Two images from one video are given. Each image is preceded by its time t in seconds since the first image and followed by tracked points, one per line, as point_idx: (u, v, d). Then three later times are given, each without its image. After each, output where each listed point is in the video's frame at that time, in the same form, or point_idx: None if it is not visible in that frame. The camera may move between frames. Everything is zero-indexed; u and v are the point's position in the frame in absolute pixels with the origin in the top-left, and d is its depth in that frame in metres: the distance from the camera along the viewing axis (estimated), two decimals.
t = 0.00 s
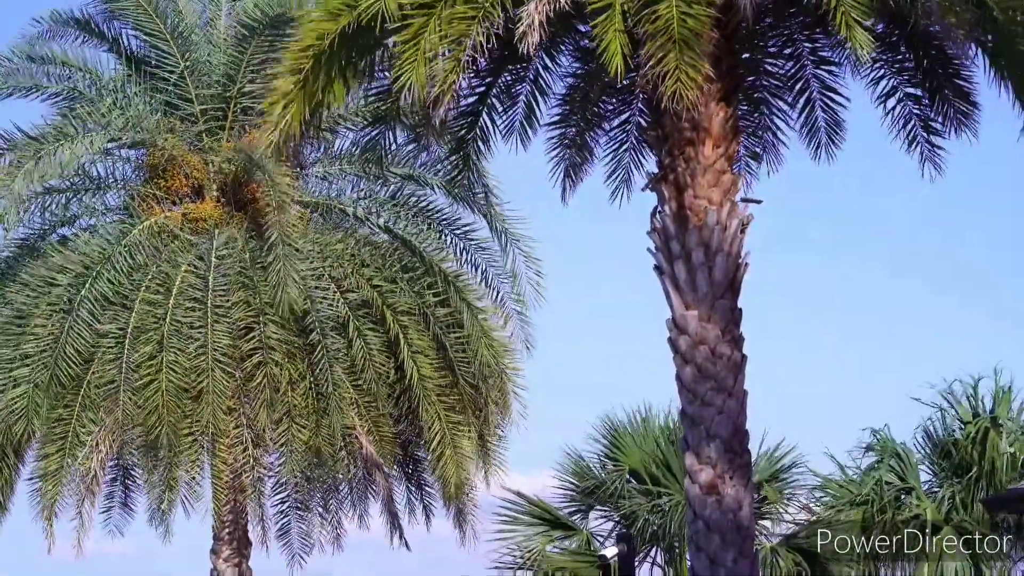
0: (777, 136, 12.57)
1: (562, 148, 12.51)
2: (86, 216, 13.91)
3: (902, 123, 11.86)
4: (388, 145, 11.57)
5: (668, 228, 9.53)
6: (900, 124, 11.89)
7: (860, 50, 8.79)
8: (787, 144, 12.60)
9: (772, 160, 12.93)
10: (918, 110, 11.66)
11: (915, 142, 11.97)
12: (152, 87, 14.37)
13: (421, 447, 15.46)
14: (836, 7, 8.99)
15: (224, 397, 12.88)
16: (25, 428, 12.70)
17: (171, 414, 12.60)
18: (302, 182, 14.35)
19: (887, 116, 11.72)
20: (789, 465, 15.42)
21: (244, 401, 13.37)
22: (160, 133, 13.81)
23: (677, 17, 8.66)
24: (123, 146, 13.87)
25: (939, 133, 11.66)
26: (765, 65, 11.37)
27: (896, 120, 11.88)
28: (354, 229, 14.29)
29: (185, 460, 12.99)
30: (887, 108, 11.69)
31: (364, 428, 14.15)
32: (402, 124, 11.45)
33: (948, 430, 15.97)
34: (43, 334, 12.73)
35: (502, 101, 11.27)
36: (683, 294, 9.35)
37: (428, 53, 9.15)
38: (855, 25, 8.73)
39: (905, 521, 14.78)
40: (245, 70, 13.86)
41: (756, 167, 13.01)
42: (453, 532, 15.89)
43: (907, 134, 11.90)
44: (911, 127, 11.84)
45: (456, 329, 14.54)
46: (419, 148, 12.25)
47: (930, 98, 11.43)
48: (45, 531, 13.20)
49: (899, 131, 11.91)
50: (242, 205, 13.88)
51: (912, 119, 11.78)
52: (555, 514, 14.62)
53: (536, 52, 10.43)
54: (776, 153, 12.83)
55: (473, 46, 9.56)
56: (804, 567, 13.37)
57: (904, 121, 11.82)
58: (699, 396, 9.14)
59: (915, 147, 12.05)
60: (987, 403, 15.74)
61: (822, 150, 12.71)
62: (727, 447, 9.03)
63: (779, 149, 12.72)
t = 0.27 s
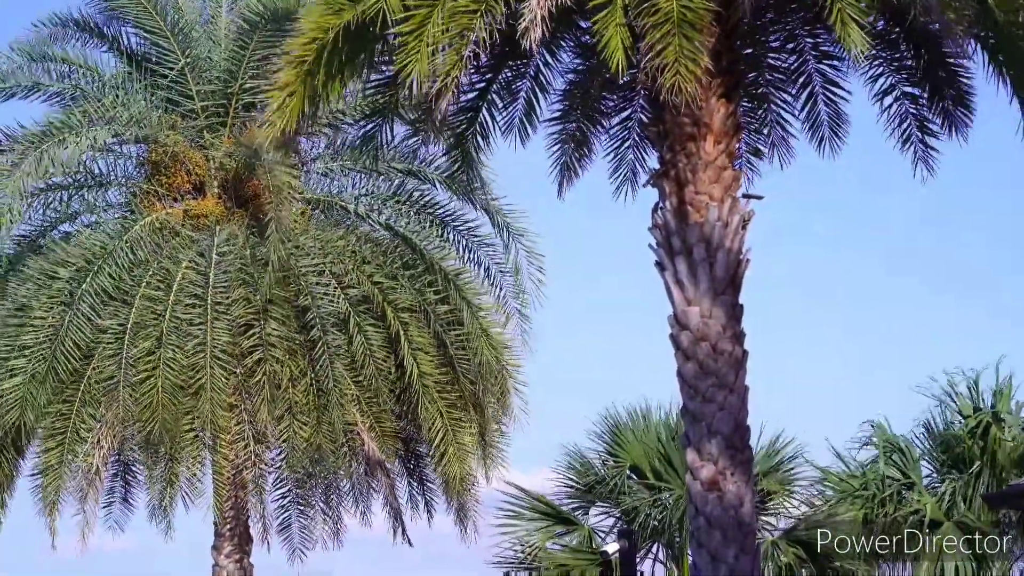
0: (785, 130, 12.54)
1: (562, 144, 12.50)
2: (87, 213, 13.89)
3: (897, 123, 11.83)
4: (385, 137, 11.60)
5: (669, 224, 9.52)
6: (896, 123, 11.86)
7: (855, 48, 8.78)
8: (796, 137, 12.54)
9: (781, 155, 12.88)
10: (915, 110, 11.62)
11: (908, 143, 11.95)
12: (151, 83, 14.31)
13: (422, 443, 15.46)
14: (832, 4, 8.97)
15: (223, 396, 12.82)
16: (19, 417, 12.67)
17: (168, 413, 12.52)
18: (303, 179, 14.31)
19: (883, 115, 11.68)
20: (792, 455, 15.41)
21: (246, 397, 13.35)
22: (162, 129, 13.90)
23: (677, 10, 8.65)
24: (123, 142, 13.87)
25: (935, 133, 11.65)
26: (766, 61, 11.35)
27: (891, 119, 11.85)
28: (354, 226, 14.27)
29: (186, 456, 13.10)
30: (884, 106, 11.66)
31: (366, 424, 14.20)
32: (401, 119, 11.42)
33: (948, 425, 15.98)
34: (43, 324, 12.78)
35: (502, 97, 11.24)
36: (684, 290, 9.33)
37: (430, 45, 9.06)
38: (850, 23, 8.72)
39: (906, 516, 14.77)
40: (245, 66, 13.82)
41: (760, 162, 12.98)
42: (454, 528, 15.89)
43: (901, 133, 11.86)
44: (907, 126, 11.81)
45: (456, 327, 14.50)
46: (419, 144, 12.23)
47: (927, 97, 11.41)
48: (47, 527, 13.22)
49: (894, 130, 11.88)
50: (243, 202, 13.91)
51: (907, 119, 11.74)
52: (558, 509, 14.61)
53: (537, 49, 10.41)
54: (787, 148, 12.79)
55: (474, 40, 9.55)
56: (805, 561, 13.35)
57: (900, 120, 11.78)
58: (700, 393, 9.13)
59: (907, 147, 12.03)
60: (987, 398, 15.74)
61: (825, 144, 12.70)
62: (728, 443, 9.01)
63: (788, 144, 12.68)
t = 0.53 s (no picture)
0: (783, 122, 12.50)
1: (562, 139, 12.49)
2: (88, 207, 13.92)
3: (892, 119, 11.83)
4: (385, 132, 11.56)
5: (670, 218, 9.52)
6: (891, 120, 11.85)
7: (852, 40, 8.76)
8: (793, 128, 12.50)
9: (778, 146, 12.85)
10: (910, 107, 11.62)
11: (901, 140, 11.96)
12: (152, 77, 14.33)
13: (423, 437, 15.47)
14: None
15: (220, 391, 12.80)
16: (21, 411, 12.67)
17: (163, 408, 12.53)
18: (302, 173, 14.28)
19: (880, 110, 11.67)
20: (790, 449, 15.44)
21: (245, 392, 13.34)
22: (162, 123, 13.84)
23: (674, 5, 8.64)
24: (124, 136, 13.87)
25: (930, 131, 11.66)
26: (766, 53, 11.38)
27: (886, 116, 11.85)
28: (355, 220, 14.26)
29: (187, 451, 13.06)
30: (881, 102, 11.65)
31: (366, 419, 14.19)
32: (400, 113, 11.39)
33: (948, 418, 15.99)
34: (43, 318, 12.77)
35: (502, 91, 11.23)
36: (685, 284, 9.34)
37: (432, 33, 8.99)
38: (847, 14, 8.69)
39: (906, 510, 14.77)
40: (245, 60, 13.82)
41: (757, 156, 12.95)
42: (455, 521, 15.91)
43: (896, 129, 11.84)
44: (902, 123, 11.81)
45: (456, 320, 14.56)
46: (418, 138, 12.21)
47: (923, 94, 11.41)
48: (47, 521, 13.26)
49: (888, 128, 11.87)
50: (244, 195, 13.87)
51: (904, 115, 11.76)
52: (559, 502, 14.63)
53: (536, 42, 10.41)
54: (784, 140, 12.78)
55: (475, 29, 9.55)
56: (806, 554, 13.37)
57: (895, 117, 11.79)
58: (701, 387, 9.13)
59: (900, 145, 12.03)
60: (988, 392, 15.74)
61: (818, 135, 12.62)
62: (729, 437, 9.01)
63: (784, 136, 12.67)
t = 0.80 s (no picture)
0: (775, 116, 12.51)
1: (561, 131, 12.48)
2: (88, 200, 13.90)
3: (892, 113, 11.84)
4: (388, 126, 11.60)
5: (670, 211, 9.51)
6: (889, 115, 11.86)
7: (851, 35, 8.75)
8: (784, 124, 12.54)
9: (768, 139, 12.85)
10: (909, 103, 11.64)
11: (902, 134, 11.96)
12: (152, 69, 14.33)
13: (423, 430, 15.48)
14: None
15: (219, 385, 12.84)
16: (19, 408, 12.69)
17: (164, 403, 12.51)
18: (302, 166, 14.26)
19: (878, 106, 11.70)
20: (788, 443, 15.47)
21: (245, 387, 13.38)
22: (162, 116, 13.81)
23: None
24: (123, 129, 13.86)
25: (929, 125, 11.66)
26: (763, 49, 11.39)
27: (885, 111, 11.85)
28: (355, 212, 14.25)
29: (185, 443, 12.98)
30: (879, 98, 11.65)
31: (367, 412, 14.18)
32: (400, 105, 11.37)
33: (947, 412, 15.99)
34: (41, 314, 12.78)
35: (502, 84, 11.24)
36: (685, 276, 9.34)
37: (426, 25, 8.98)
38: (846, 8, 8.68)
39: (906, 503, 14.78)
40: (244, 53, 13.82)
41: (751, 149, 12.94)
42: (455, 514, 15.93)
43: (895, 124, 11.88)
44: (900, 118, 11.83)
45: (456, 312, 14.55)
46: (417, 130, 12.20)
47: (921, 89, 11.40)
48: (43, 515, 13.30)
49: (887, 122, 11.89)
50: (243, 187, 13.91)
51: (903, 108, 11.76)
52: (559, 495, 14.65)
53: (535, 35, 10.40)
54: (772, 133, 12.78)
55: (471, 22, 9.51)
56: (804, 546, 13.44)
57: (894, 112, 11.81)
58: (701, 379, 9.13)
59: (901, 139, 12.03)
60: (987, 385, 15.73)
61: (816, 134, 12.67)
62: (728, 429, 9.01)
63: (774, 129, 12.67)
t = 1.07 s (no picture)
0: (772, 114, 12.55)
1: (559, 125, 12.47)
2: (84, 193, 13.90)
3: (898, 103, 11.77)
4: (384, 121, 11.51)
5: (668, 205, 9.49)
6: (896, 105, 11.80)
7: (852, 32, 8.73)
8: (780, 122, 12.57)
9: (765, 138, 12.89)
10: (914, 92, 11.56)
11: (910, 123, 11.89)
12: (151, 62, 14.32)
13: (421, 423, 15.49)
14: None
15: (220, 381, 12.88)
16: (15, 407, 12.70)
17: (168, 398, 12.53)
18: (300, 160, 14.27)
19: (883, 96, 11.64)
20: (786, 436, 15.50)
21: (244, 381, 13.37)
22: (160, 108, 13.74)
23: None
24: (120, 122, 13.82)
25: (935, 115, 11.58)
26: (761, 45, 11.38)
27: (891, 101, 11.80)
28: (354, 205, 14.24)
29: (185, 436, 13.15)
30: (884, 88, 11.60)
31: (366, 405, 14.18)
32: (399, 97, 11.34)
33: (946, 406, 16.02)
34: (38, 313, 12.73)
35: (501, 77, 11.21)
36: (683, 270, 9.33)
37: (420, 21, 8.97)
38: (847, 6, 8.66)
39: (903, 497, 14.80)
40: (243, 46, 13.80)
41: (748, 146, 12.91)
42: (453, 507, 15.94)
43: (902, 114, 11.82)
44: (907, 108, 11.76)
45: (455, 304, 14.55)
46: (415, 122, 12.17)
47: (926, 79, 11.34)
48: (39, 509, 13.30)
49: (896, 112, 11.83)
50: (242, 181, 13.86)
51: (908, 100, 11.69)
52: (555, 490, 14.68)
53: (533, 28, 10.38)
54: (769, 132, 12.82)
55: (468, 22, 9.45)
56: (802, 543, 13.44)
57: (900, 101, 11.74)
58: (699, 373, 9.13)
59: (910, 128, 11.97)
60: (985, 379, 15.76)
61: (809, 125, 12.66)
62: (726, 423, 9.01)
63: (772, 127, 12.69)
